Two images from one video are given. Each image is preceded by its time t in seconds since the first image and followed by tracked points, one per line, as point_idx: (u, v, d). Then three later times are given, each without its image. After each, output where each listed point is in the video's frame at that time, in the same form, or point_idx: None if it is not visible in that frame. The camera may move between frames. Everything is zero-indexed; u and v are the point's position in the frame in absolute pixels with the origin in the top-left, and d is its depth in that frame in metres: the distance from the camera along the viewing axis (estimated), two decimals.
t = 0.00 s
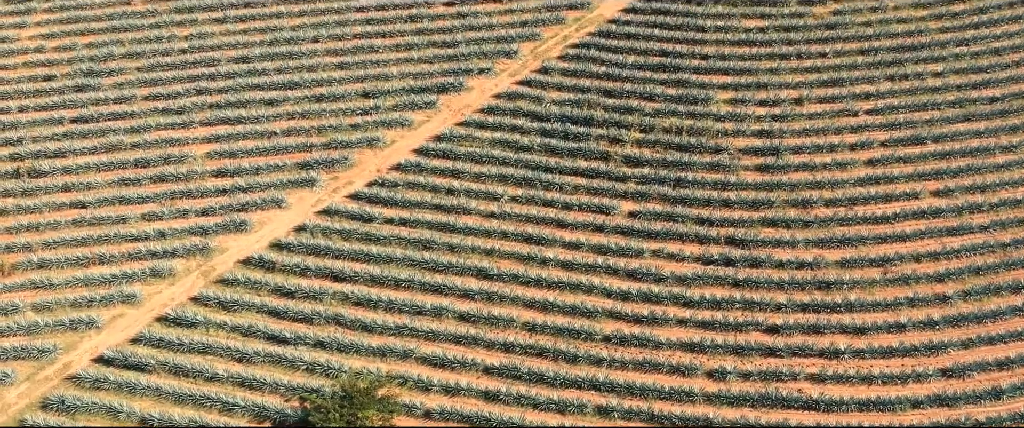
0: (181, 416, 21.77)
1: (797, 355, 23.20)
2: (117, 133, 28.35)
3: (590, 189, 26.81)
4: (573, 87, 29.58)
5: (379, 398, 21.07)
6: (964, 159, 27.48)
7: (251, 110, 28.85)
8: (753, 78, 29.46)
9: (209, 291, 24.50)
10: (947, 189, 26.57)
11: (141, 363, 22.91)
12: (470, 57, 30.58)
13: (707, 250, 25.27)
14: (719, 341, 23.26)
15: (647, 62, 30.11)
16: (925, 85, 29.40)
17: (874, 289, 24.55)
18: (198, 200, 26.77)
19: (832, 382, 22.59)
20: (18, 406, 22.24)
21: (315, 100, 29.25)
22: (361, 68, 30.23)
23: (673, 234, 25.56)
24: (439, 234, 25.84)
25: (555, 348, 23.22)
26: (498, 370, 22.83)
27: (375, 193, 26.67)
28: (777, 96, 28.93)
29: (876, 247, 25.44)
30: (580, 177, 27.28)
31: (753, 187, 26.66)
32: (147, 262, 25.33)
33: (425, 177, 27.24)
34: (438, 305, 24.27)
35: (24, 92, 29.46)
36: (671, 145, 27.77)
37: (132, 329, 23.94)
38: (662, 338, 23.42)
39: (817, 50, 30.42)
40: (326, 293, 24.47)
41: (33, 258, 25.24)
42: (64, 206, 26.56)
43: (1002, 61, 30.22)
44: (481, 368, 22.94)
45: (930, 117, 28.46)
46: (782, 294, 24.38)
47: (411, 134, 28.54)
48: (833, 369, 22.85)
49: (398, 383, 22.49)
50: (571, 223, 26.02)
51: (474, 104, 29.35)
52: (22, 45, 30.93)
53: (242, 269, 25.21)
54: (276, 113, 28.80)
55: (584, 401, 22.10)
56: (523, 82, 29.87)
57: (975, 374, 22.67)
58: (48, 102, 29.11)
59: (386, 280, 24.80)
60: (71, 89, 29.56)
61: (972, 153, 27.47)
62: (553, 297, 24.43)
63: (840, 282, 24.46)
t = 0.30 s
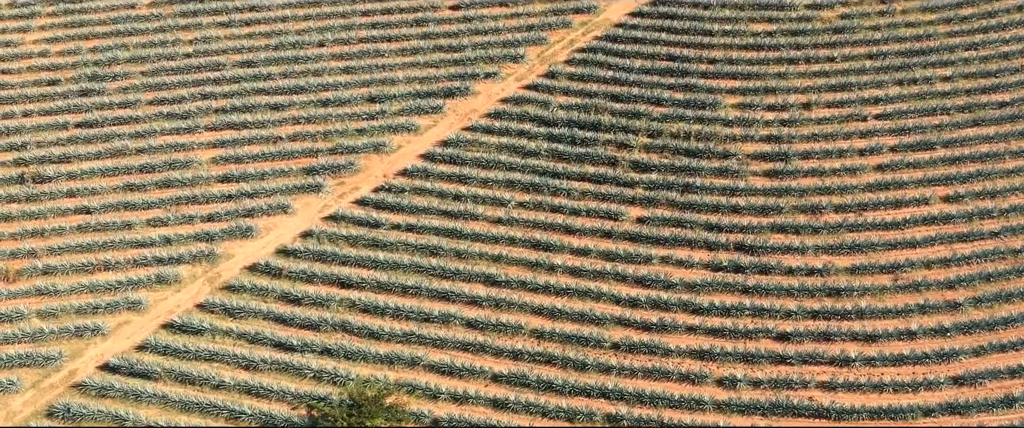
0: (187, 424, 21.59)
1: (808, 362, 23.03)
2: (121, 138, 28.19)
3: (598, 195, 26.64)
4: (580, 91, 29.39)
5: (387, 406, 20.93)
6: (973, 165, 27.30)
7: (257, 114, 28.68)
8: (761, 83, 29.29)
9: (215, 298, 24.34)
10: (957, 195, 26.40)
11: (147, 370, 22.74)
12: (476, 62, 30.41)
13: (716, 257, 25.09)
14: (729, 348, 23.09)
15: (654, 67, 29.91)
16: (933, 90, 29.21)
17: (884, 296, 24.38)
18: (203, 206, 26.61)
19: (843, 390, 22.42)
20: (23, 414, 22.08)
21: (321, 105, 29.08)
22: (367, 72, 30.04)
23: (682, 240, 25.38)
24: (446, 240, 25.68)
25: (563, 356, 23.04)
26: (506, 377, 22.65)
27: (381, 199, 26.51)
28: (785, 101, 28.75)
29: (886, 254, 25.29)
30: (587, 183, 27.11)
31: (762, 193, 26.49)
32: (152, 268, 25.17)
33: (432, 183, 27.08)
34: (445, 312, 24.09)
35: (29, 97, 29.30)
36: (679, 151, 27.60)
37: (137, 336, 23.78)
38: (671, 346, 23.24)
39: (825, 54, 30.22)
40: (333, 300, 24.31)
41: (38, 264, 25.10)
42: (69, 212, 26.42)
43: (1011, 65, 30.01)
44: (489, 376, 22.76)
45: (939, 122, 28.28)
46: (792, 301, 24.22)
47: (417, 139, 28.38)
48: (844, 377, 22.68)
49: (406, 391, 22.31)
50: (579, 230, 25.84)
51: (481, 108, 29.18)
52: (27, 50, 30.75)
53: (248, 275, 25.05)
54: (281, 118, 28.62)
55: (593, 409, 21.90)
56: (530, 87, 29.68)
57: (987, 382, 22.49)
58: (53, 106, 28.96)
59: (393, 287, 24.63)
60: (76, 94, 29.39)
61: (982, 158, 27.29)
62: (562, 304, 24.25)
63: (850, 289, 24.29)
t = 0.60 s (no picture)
0: None
1: (834, 381, 22.61)
2: (134, 150, 27.82)
3: (619, 208, 26.23)
4: (599, 102, 29.02)
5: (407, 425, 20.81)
6: (999, 177, 26.88)
7: (272, 126, 28.33)
8: (782, 94, 28.92)
9: (231, 314, 23.98)
10: (983, 208, 25.98)
11: (163, 389, 22.35)
12: (493, 72, 30.05)
13: (740, 272, 24.70)
14: (754, 366, 22.68)
15: (673, 77, 29.51)
16: (956, 101, 28.80)
17: (911, 313, 23.99)
18: (218, 219, 26.25)
19: (871, 409, 21.96)
20: None
21: (337, 116, 28.74)
22: (383, 83, 29.69)
23: (705, 255, 24.99)
24: (465, 255, 25.30)
25: (586, 374, 22.63)
26: (529, 396, 22.22)
27: (399, 212, 26.15)
28: (807, 112, 28.37)
29: (912, 269, 24.90)
30: (607, 196, 26.72)
31: (784, 206, 26.12)
32: (167, 284, 24.81)
33: (449, 196, 26.72)
34: (465, 328, 23.71)
35: (41, 107, 28.96)
36: (700, 163, 27.20)
37: (152, 353, 23.39)
38: (696, 363, 22.83)
39: (845, 64, 29.85)
40: (351, 316, 23.93)
41: (51, 280, 24.75)
42: (82, 225, 26.06)
43: None
44: (511, 394, 22.34)
45: (963, 134, 27.87)
46: (818, 318, 23.84)
47: (434, 151, 28.02)
48: (872, 396, 22.25)
49: (427, 410, 21.91)
50: (600, 244, 25.44)
51: (498, 120, 28.81)
52: (38, 59, 30.41)
53: (265, 291, 24.68)
54: (297, 129, 28.28)
55: None
56: (548, 97, 29.32)
57: (1018, 401, 22.03)
58: (65, 117, 28.61)
59: (412, 303, 24.27)
60: (88, 105, 29.03)
61: (1007, 171, 26.86)
62: (583, 320, 23.85)
63: (876, 305, 23.90)
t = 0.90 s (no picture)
0: None
1: (865, 402, 22.17)
2: (150, 163, 27.44)
3: (642, 223, 25.81)
4: (620, 114, 28.62)
5: None
6: None
7: (289, 139, 27.96)
8: (805, 106, 28.53)
9: (250, 332, 23.57)
10: (1011, 224, 25.54)
11: (182, 410, 21.93)
12: (511, 83, 29.67)
13: (766, 289, 24.29)
14: (783, 387, 22.25)
15: (695, 89, 29.12)
16: (982, 114, 28.37)
17: (940, 331, 23.58)
18: (236, 234, 25.86)
19: None
20: None
21: (354, 128, 28.37)
22: (400, 94, 29.32)
23: (730, 272, 24.58)
24: (487, 271, 24.90)
25: (612, 395, 22.19)
26: (554, 417, 21.79)
27: (418, 227, 25.76)
28: (831, 125, 27.99)
29: (941, 286, 24.49)
30: (629, 210, 26.31)
31: (810, 222, 25.73)
32: (184, 301, 24.40)
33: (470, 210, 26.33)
34: (488, 347, 23.30)
35: (54, 120, 28.60)
36: (723, 177, 26.79)
37: (170, 372, 22.98)
38: (724, 384, 22.41)
39: (869, 76, 29.46)
40: (372, 335, 23.53)
41: (67, 297, 24.36)
42: (98, 241, 25.69)
43: None
44: (536, 415, 21.91)
45: (989, 147, 27.45)
46: (846, 337, 23.44)
47: (453, 165, 27.64)
48: (903, 417, 21.80)
49: None
50: (623, 260, 25.02)
51: (517, 133, 28.43)
52: (51, 71, 30.06)
53: (284, 308, 24.29)
54: (314, 143, 27.91)
55: None
56: (567, 109, 28.93)
57: None
58: (79, 130, 28.24)
59: (433, 321, 23.86)
60: (102, 117, 28.67)
61: None
62: (608, 339, 23.43)
63: (906, 324, 23.49)
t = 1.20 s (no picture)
0: None
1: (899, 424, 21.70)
2: (167, 178, 27.03)
3: (668, 239, 25.38)
4: (643, 127, 28.21)
5: None
6: None
7: (307, 153, 27.56)
8: (831, 119, 28.12)
9: (271, 352, 23.15)
10: None
11: None
12: (533, 96, 29.28)
13: (796, 308, 23.87)
14: (816, 409, 21.78)
15: (719, 102, 28.71)
16: (1011, 127, 27.89)
17: (974, 351, 23.12)
18: (255, 251, 25.47)
19: None
20: None
21: (374, 142, 27.99)
22: (420, 107, 28.94)
23: (759, 290, 24.15)
24: (511, 289, 24.48)
25: (641, 417, 21.71)
26: None
27: (441, 244, 25.36)
28: (857, 139, 27.58)
29: (973, 305, 24.04)
30: (655, 226, 25.88)
31: (839, 238, 25.32)
32: (204, 320, 23.97)
33: (492, 226, 25.93)
34: (514, 367, 22.87)
35: (69, 133, 28.20)
36: (750, 192, 26.36)
37: (191, 393, 22.52)
38: (755, 405, 21.94)
39: (895, 89, 29.05)
40: (396, 354, 23.10)
41: (85, 315, 23.94)
42: (115, 257, 25.27)
43: None
44: None
45: (1019, 161, 26.97)
46: (878, 357, 23.00)
47: (474, 179, 27.25)
48: None
49: None
50: (650, 278, 24.59)
51: (539, 146, 28.03)
52: (65, 82, 29.67)
53: (305, 327, 23.88)
54: (333, 157, 27.52)
55: None
56: (590, 122, 28.54)
57: None
58: (94, 143, 27.83)
59: (458, 340, 23.43)
60: (118, 130, 28.26)
61: None
62: (636, 359, 22.98)
63: (939, 343, 23.04)
